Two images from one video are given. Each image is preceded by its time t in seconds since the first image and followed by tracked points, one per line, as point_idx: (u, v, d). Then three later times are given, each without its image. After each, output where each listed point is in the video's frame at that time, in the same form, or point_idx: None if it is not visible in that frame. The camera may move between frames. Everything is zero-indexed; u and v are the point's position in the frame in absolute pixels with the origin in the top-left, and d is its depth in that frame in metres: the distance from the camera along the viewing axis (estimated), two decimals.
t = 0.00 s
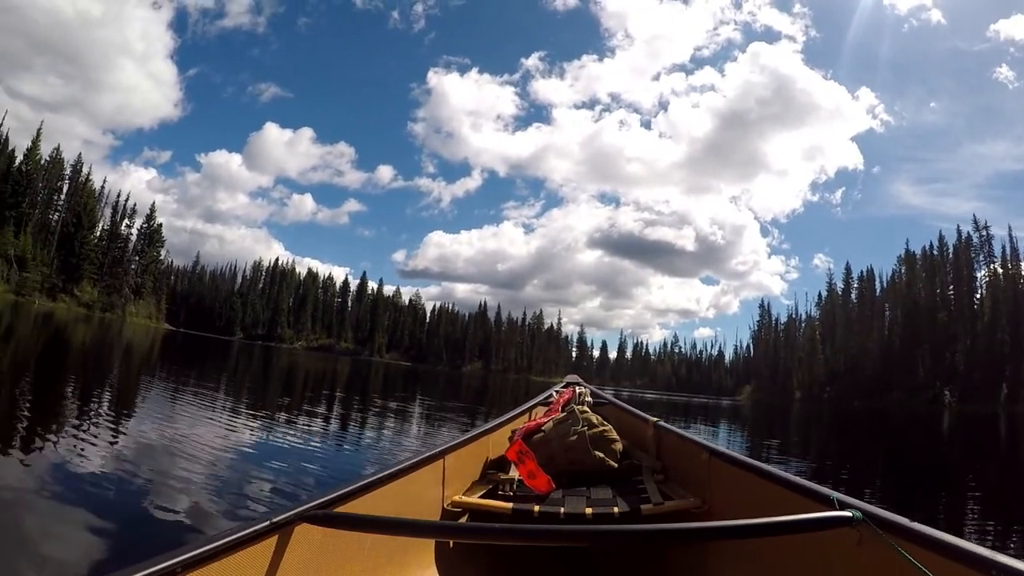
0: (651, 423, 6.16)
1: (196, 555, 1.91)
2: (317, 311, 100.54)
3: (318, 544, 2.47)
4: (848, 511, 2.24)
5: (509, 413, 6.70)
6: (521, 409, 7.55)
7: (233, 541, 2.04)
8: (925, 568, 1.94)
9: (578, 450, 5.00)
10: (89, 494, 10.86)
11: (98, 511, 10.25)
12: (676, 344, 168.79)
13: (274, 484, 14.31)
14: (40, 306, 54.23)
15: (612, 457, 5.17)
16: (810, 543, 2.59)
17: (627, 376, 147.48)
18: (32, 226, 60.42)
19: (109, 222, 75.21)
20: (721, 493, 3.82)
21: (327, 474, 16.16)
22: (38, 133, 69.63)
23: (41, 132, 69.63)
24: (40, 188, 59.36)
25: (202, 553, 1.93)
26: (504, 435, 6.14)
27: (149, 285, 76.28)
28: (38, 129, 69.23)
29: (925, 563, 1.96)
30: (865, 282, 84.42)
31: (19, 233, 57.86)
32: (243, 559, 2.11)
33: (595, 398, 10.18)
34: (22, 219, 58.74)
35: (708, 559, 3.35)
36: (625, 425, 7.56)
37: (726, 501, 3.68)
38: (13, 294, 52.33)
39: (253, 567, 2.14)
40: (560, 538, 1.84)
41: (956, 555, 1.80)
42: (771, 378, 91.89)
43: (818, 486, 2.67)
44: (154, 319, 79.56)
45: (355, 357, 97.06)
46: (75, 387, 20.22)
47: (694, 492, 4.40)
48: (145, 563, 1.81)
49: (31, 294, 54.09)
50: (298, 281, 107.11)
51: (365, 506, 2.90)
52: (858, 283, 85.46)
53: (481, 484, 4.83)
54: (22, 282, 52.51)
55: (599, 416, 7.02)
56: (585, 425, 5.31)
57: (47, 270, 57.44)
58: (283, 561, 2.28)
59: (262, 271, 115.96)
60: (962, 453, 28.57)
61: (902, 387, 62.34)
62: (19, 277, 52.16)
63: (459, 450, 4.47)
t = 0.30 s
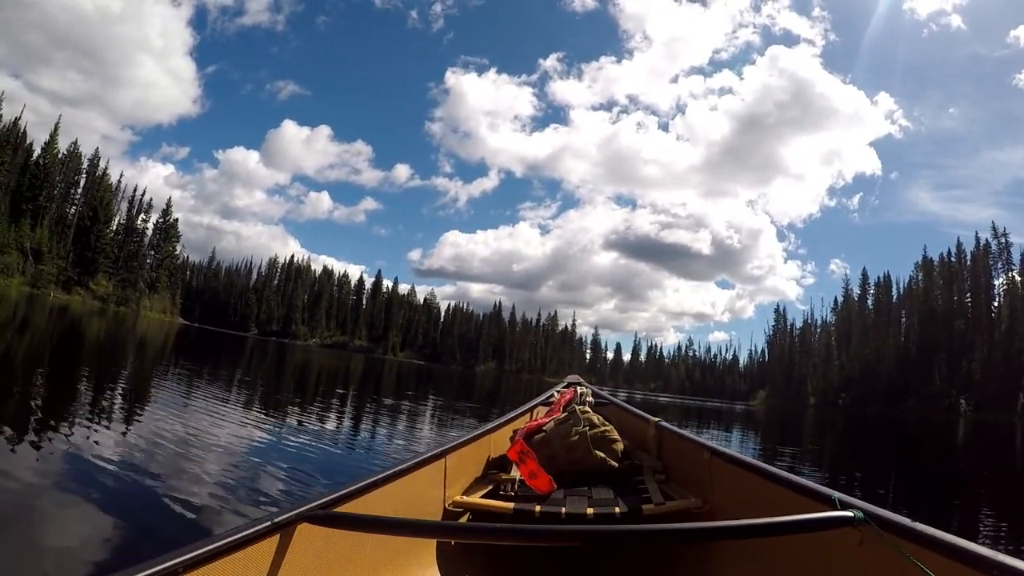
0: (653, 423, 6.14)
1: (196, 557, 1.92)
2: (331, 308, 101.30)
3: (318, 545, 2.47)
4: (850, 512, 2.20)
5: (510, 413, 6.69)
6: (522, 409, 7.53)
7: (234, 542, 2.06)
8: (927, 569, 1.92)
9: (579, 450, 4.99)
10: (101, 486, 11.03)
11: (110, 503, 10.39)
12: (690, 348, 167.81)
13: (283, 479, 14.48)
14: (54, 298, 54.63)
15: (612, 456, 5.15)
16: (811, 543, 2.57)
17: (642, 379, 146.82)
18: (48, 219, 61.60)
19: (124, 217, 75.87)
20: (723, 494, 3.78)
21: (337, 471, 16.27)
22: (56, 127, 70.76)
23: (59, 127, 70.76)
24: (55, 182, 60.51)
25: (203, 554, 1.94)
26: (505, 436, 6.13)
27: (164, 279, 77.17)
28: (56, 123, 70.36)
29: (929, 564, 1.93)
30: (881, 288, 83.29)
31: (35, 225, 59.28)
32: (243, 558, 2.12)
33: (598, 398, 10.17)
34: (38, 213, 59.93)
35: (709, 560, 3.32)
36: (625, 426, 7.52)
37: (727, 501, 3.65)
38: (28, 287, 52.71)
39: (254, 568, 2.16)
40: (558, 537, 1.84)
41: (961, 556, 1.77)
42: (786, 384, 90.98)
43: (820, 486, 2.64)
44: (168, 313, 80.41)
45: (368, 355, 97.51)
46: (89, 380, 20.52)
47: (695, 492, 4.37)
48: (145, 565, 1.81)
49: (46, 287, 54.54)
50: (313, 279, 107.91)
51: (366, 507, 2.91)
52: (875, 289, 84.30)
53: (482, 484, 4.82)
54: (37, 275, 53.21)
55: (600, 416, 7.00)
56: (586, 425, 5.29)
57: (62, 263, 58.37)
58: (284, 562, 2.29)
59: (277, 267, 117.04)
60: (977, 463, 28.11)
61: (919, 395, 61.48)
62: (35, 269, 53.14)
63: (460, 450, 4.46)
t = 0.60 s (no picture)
0: (660, 423, 6.16)
1: (207, 554, 1.97)
2: (343, 304, 102.02)
3: (327, 545, 2.52)
4: (857, 511, 2.21)
5: (519, 413, 6.73)
6: (531, 409, 7.57)
7: (243, 540, 2.11)
8: (934, 567, 1.93)
9: (587, 451, 5.01)
10: (112, 476, 11.22)
11: (121, 494, 10.57)
12: (702, 350, 166.98)
13: (292, 473, 14.66)
14: (66, 288, 54.79)
15: (619, 456, 5.18)
16: (820, 545, 2.58)
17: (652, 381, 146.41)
18: (62, 209, 62.60)
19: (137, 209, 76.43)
20: (732, 495, 3.80)
21: (346, 466, 16.43)
22: (71, 119, 71.78)
23: (74, 119, 71.79)
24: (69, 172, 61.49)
25: (214, 553, 1.99)
26: (513, 436, 6.18)
27: (176, 272, 77.98)
28: (72, 115, 71.42)
29: (936, 563, 1.94)
30: (895, 295, 82.45)
31: (48, 216, 60.37)
32: (253, 557, 2.17)
33: (607, 399, 10.20)
34: (52, 203, 61.07)
35: (717, 561, 3.34)
36: (633, 426, 7.54)
37: (736, 502, 3.66)
38: (40, 276, 52.93)
39: (263, 565, 2.22)
40: (561, 536, 1.88)
41: (969, 556, 1.77)
42: (796, 389, 90.35)
43: (828, 487, 2.65)
44: (180, 306, 81.20)
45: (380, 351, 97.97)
46: (101, 372, 20.78)
47: (704, 492, 4.39)
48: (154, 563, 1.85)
49: (58, 277, 54.74)
50: (326, 274, 108.72)
51: (375, 508, 2.97)
52: (888, 295, 83.46)
53: (490, 484, 4.86)
54: (49, 265, 53.50)
55: (608, 416, 7.00)
56: (594, 426, 5.32)
57: (74, 254, 59.17)
58: (292, 560, 2.34)
59: (289, 262, 117.94)
60: (988, 472, 27.82)
61: (931, 402, 60.82)
62: (47, 259, 53.52)
63: (468, 451, 4.50)
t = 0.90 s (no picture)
0: (676, 423, 6.17)
1: (222, 555, 2.01)
2: (350, 302, 102.46)
3: (340, 545, 2.56)
4: (872, 511, 2.21)
5: (534, 413, 6.77)
6: (545, 409, 7.63)
7: (256, 542, 2.15)
8: (947, 566, 1.95)
9: (602, 451, 5.03)
10: (120, 476, 11.35)
11: (129, 494, 10.68)
12: (709, 350, 166.49)
13: (299, 472, 14.81)
14: (71, 286, 55.32)
15: (635, 456, 5.19)
16: (836, 545, 2.58)
17: (659, 380, 146.18)
18: (68, 206, 63.24)
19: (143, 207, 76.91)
20: (747, 494, 3.81)
21: (352, 465, 16.51)
22: (78, 116, 72.22)
23: (80, 116, 72.24)
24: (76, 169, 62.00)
25: (229, 553, 2.04)
26: (528, 436, 6.23)
27: (182, 269, 78.45)
28: (78, 112, 71.90)
29: (951, 563, 1.95)
30: (903, 295, 81.95)
31: (54, 212, 60.89)
32: (268, 557, 2.21)
33: (622, 399, 10.20)
34: (58, 200, 61.64)
35: (732, 561, 3.37)
36: (649, 426, 7.56)
37: (752, 502, 3.67)
38: (45, 274, 53.53)
39: (279, 566, 2.26)
40: (575, 536, 1.90)
41: (985, 556, 1.78)
42: (804, 389, 89.99)
43: (844, 487, 2.67)
44: (186, 304, 81.68)
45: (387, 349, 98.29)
46: (107, 370, 20.92)
47: (719, 492, 4.40)
48: (169, 563, 1.88)
49: (64, 275, 55.30)
50: (332, 273, 109.06)
51: (389, 508, 2.99)
52: (896, 295, 82.95)
53: (505, 484, 4.89)
54: (54, 262, 54.03)
55: (623, 415, 7.04)
56: (609, 425, 5.35)
57: (80, 251, 59.54)
58: (307, 562, 2.38)
59: (297, 261, 118.53)
60: (994, 471, 27.66)
61: (939, 403, 60.44)
62: (52, 256, 54.14)
63: (483, 450, 4.54)
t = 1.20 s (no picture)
0: (686, 423, 6.19)
1: (233, 554, 2.03)
2: (343, 303, 102.16)
3: (351, 545, 2.58)
4: (883, 512, 2.24)
5: (544, 413, 6.78)
6: (555, 409, 7.66)
7: (266, 543, 2.16)
8: (958, 567, 1.97)
9: (613, 451, 5.07)
10: (114, 482, 11.35)
11: (123, 501, 10.64)
12: (703, 348, 166.90)
13: (294, 475, 14.85)
14: (61, 288, 54.88)
15: (646, 456, 5.23)
16: (848, 545, 2.61)
17: (654, 379, 146.56)
18: (58, 207, 62.84)
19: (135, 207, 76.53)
20: (757, 493, 3.85)
21: (349, 468, 16.56)
22: (68, 116, 71.62)
23: (70, 115, 71.65)
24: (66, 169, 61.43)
25: (241, 554, 2.06)
26: (538, 436, 6.26)
27: (174, 271, 77.95)
28: (68, 112, 71.33)
29: (960, 563, 1.98)
30: (896, 293, 82.32)
31: (44, 213, 60.33)
32: (280, 557, 2.23)
33: (633, 399, 10.22)
34: (48, 201, 61.14)
35: (743, 563, 3.40)
36: (659, 426, 7.59)
37: (763, 501, 3.71)
38: (35, 276, 53.06)
39: (289, 564, 2.27)
40: (589, 537, 1.93)
41: (993, 556, 1.82)
42: (798, 387, 90.38)
43: (853, 487, 2.70)
44: (177, 306, 81.33)
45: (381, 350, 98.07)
46: (99, 374, 20.81)
47: (729, 492, 4.43)
48: (182, 563, 1.90)
49: (53, 277, 54.83)
50: (325, 273, 108.63)
51: (399, 507, 3.01)
52: (890, 293, 83.32)
53: (516, 484, 4.92)
54: (43, 263, 53.48)
55: (633, 415, 7.08)
56: (620, 426, 5.39)
57: (70, 253, 59.08)
58: (317, 561, 2.40)
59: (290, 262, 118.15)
60: (990, 468, 27.73)
61: (933, 400, 60.73)
62: (42, 257, 53.59)
63: (494, 450, 4.57)
